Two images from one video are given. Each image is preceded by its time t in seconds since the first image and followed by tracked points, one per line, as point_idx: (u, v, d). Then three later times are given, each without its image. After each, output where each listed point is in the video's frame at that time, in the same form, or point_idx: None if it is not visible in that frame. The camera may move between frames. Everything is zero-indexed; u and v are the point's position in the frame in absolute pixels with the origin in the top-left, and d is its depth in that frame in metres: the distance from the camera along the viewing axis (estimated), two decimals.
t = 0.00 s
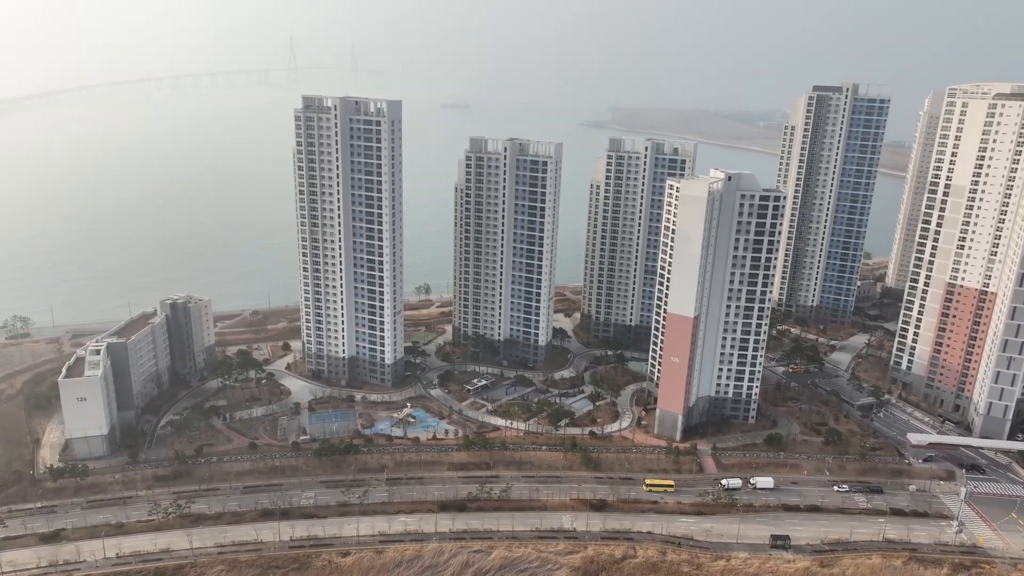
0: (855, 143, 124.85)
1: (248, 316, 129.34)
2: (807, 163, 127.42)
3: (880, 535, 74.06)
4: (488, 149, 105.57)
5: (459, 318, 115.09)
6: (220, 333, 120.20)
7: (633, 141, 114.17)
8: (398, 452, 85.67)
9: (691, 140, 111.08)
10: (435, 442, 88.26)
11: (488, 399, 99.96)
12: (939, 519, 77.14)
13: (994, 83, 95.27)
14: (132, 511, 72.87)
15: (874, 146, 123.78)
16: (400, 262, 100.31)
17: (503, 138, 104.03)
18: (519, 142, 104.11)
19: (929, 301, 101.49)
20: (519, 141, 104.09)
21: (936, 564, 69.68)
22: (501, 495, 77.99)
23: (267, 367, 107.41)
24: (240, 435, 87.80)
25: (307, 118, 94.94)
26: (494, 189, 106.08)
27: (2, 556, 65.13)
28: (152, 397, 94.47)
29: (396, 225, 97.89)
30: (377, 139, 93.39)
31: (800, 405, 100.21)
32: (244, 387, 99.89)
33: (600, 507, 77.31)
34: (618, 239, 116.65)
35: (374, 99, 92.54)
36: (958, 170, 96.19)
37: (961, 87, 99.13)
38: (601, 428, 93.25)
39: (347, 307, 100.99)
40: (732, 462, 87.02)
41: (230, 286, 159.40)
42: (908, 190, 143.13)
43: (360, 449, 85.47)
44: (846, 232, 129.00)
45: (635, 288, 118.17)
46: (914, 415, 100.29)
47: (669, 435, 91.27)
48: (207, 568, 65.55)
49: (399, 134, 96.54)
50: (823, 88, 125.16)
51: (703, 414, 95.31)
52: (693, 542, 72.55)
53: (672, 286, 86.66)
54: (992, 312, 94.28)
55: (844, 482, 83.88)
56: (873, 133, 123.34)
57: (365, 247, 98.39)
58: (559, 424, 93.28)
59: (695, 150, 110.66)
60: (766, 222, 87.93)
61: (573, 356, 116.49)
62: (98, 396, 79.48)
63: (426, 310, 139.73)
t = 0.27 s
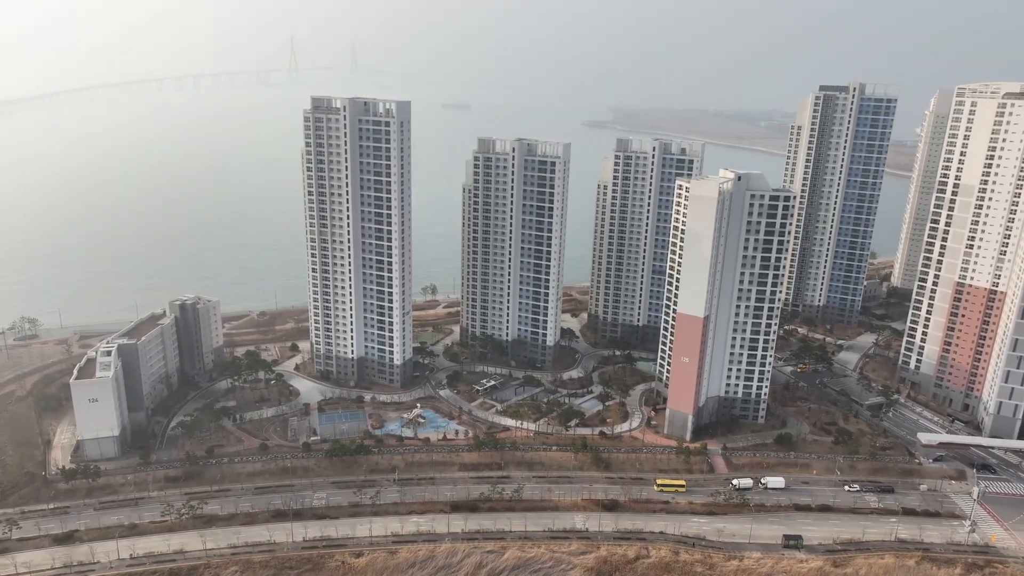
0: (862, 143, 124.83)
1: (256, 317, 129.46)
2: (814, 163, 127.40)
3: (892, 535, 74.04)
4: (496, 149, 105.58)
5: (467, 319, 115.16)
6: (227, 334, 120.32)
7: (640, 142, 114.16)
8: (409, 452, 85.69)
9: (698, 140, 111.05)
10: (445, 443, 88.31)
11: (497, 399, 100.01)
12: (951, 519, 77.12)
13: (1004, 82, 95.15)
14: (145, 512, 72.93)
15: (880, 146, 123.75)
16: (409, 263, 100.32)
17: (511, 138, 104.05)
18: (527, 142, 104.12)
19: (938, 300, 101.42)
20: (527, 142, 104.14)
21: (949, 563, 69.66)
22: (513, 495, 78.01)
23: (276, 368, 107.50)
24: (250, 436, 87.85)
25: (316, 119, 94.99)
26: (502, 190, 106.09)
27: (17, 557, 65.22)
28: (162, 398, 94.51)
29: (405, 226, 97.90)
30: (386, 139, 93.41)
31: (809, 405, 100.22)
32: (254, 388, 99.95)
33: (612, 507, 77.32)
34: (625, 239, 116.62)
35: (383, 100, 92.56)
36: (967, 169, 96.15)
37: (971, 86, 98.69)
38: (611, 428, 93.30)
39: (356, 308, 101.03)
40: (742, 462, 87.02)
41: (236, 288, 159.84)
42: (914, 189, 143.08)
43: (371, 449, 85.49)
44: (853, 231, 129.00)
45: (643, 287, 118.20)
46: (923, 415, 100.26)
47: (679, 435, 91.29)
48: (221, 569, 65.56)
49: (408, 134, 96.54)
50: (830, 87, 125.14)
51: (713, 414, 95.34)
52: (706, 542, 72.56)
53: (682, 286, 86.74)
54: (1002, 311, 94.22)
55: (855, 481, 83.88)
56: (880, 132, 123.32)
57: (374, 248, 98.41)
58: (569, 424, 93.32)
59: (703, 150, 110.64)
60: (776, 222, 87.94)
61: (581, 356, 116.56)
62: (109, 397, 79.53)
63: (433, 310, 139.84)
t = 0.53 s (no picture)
0: (869, 142, 124.79)
1: (263, 318, 129.48)
2: (821, 162, 127.37)
3: (905, 534, 74.02)
4: (505, 150, 105.62)
5: (475, 319, 115.21)
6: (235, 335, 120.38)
7: (648, 142, 114.12)
8: (420, 453, 85.69)
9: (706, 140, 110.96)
10: (456, 443, 88.34)
11: (507, 399, 100.04)
12: (963, 518, 77.09)
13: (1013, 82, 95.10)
14: (158, 513, 72.96)
15: (888, 146, 123.73)
16: (418, 263, 100.34)
17: (520, 139, 104.08)
18: (536, 142, 104.12)
19: (947, 300, 101.38)
20: (535, 142, 104.18)
21: (963, 563, 69.63)
22: (525, 495, 78.00)
23: (286, 368, 107.54)
24: (261, 437, 87.87)
25: (325, 119, 95.03)
26: (510, 190, 106.09)
27: (33, 558, 65.28)
28: (172, 399, 94.52)
29: (414, 226, 97.94)
30: (395, 140, 93.47)
31: (818, 405, 100.19)
32: (263, 389, 99.98)
33: (624, 507, 77.32)
34: (633, 239, 116.60)
35: (392, 101, 92.63)
36: (976, 168, 96.15)
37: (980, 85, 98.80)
38: (621, 428, 93.32)
39: (365, 308, 101.06)
40: (753, 462, 86.99)
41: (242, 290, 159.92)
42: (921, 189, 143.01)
43: (382, 450, 85.49)
44: (860, 231, 128.96)
45: (650, 287, 118.21)
46: (933, 414, 100.22)
47: (689, 435, 91.30)
48: (235, 571, 65.55)
49: (417, 135, 96.59)
50: (837, 87, 125.08)
51: (723, 413, 95.36)
52: (719, 542, 72.54)
53: (692, 286, 86.79)
54: (1012, 311, 94.18)
55: (866, 481, 83.85)
56: (887, 132, 123.29)
57: (383, 249, 98.46)
58: (579, 424, 93.33)
59: (711, 150, 110.55)
60: (786, 221, 87.92)
61: (589, 356, 116.59)
62: (121, 398, 79.59)
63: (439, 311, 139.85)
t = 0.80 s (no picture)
0: (876, 142, 124.81)
1: (271, 319, 129.53)
2: (828, 162, 127.37)
3: (919, 534, 73.98)
4: (514, 150, 105.67)
5: (484, 320, 115.26)
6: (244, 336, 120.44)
7: (656, 142, 114.11)
8: (432, 453, 85.69)
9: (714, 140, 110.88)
10: (468, 443, 88.37)
11: (517, 400, 100.06)
12: (976, 518, 77.07)
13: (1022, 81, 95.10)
14: (172, 514, 73.01)
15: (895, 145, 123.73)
16: (428, 264, 100.39)
17: (529, 139, 104.15)
18: (545, 143, 104.15)
19: (957, 299, 101.37)
20: (544, 142, 104.20)
21: (978, 562, 69.59)
22: (538, 496, 77.98)
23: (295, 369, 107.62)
24: (273, 438, 87.90)
25: (335, 121, 95.09)
26: (519, 190, 106.11)
27: (48, 559, 65.32)
28: (183, 400, 94.55)
29: (424, 227, 97.96)
30: (406, 141, 93.52)
31: (828, 405, 100.20)
32: (274, 390, 100.03)
33: (637, 507, 77.34)
34: (641, 240, 116.60)
35: (402, 101, 92.66)
36: (986, 168, 96.17)
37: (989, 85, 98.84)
38: (632, 428, 93.37)
39: (375, 309, 101.08)
40: (765, 462, 86.94)
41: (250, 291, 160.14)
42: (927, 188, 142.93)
43: (394, 451, 85.49)
44: (867, 230, 128.96)
45: (659, 287, 118.25)
46: (943, 413, 100.18)
47: (700, 435, 91.32)
48: (251, 571, 65.57)
49: (427, 136, 96.63)
50: (844, 86, 125.05)
51: (733, 413, 95.37)
52: (733, 542, 72.56)
53: (704, 286, 86.89)
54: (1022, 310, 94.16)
55: (878, 480, 83.81)
56: (895, 131, 123.28)
57: (393, 249, 98.50)
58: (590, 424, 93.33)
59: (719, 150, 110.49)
60: (797, 221, 87.97)
61: (598, 356, 116.62)
62: (134, 400, 79.73)
63: (447, 312, 139.86)
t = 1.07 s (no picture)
0: (884, 141, 124.73)
1: (280, 319, 129.61)
2: (836, 161, 127.28)
3: (933, 534, 73.96)
4: (523, 150, 105.62)
5: (493, 320, 115.27)
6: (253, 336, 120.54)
7: (665, 141, 114.03)
8: (444, 454, 85.70)
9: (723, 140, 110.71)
10: (480, 444, 88.41)
11: (527, 400, 100.12)
12: (991, 517, 77.03)
13: None
14: (187, 515, 73.09)
15: (903, 145, 123.68)
16: (438, 264, 100.38)
17: (538, 140, 104.12)
18: (554, 143, 104.08)
19: (967, 299, 101.27)
20: (554, 142, 104.23)
21: (993, 562, 69.56)
22: (551, 496, 78.00)
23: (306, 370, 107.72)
24: (285, 439, 87.94)
25: (346, 121, 95.03)
26: (529, 190, 106.02)
27: (65, 561, 65.38)
28: (194, 401, 94.59)
29: (434, 227, 97.94)
30: (416, 142, 93.47)
31: (838, 404, 100.18)
32: (285, 390, 100.08)
33: (650, 507, 77.37)
34: (650, 240, 116.59)
35: (413, 102, 92.61)
36: (997, 167, 96.07)
37: (1000, 84, 98.70)
38: (644, 428, 93.39)
39: (385, 310, 101.07)
40: (777, 461, 86.91)
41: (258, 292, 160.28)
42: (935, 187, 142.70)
43: (407, 451, 85.53)
44: (875, 229, 128.95)
45: (667, 287, 118.26)
46: (954, 413, 100.14)
47: (712, 435, 91.33)
48: (267, 572, 65.63)
49: (438, 136, 96.56)
50: (852, 86, 124.90)
51: (744, 413, 95.38)
52: (748, 542, 72.58)
53: (715, 286, 86.93)
54: None
55: (891, 480, 83.79)
56: (903, 131, 123.23)
57: (404, 250, 98.49)
58: (601, 424, 93.34)
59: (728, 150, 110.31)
60: (809, 221, 87.93)
61: (607, 356, 116.65)
62: (146, 402, 79.72)
63: (454, 312, 139.92)
